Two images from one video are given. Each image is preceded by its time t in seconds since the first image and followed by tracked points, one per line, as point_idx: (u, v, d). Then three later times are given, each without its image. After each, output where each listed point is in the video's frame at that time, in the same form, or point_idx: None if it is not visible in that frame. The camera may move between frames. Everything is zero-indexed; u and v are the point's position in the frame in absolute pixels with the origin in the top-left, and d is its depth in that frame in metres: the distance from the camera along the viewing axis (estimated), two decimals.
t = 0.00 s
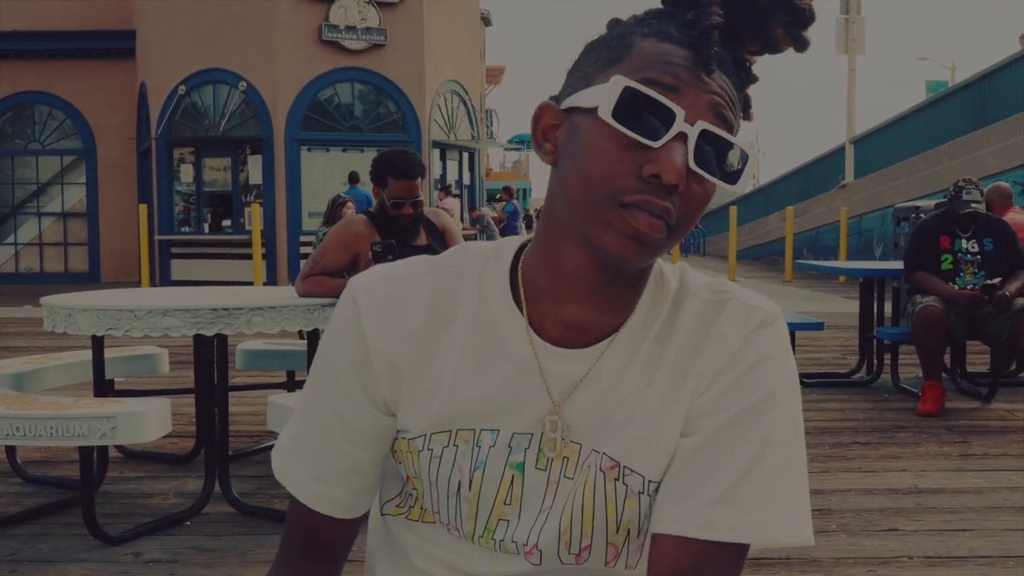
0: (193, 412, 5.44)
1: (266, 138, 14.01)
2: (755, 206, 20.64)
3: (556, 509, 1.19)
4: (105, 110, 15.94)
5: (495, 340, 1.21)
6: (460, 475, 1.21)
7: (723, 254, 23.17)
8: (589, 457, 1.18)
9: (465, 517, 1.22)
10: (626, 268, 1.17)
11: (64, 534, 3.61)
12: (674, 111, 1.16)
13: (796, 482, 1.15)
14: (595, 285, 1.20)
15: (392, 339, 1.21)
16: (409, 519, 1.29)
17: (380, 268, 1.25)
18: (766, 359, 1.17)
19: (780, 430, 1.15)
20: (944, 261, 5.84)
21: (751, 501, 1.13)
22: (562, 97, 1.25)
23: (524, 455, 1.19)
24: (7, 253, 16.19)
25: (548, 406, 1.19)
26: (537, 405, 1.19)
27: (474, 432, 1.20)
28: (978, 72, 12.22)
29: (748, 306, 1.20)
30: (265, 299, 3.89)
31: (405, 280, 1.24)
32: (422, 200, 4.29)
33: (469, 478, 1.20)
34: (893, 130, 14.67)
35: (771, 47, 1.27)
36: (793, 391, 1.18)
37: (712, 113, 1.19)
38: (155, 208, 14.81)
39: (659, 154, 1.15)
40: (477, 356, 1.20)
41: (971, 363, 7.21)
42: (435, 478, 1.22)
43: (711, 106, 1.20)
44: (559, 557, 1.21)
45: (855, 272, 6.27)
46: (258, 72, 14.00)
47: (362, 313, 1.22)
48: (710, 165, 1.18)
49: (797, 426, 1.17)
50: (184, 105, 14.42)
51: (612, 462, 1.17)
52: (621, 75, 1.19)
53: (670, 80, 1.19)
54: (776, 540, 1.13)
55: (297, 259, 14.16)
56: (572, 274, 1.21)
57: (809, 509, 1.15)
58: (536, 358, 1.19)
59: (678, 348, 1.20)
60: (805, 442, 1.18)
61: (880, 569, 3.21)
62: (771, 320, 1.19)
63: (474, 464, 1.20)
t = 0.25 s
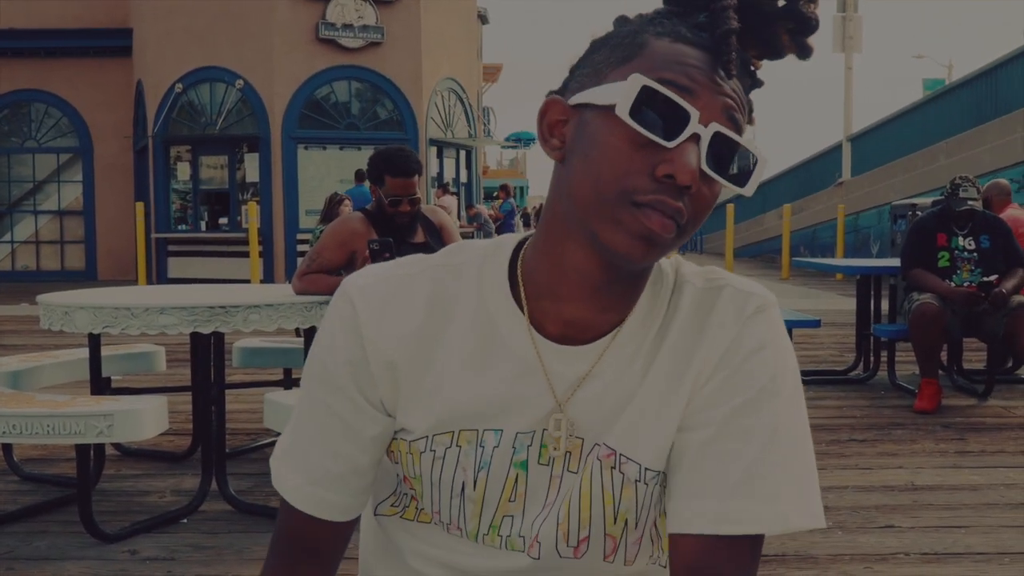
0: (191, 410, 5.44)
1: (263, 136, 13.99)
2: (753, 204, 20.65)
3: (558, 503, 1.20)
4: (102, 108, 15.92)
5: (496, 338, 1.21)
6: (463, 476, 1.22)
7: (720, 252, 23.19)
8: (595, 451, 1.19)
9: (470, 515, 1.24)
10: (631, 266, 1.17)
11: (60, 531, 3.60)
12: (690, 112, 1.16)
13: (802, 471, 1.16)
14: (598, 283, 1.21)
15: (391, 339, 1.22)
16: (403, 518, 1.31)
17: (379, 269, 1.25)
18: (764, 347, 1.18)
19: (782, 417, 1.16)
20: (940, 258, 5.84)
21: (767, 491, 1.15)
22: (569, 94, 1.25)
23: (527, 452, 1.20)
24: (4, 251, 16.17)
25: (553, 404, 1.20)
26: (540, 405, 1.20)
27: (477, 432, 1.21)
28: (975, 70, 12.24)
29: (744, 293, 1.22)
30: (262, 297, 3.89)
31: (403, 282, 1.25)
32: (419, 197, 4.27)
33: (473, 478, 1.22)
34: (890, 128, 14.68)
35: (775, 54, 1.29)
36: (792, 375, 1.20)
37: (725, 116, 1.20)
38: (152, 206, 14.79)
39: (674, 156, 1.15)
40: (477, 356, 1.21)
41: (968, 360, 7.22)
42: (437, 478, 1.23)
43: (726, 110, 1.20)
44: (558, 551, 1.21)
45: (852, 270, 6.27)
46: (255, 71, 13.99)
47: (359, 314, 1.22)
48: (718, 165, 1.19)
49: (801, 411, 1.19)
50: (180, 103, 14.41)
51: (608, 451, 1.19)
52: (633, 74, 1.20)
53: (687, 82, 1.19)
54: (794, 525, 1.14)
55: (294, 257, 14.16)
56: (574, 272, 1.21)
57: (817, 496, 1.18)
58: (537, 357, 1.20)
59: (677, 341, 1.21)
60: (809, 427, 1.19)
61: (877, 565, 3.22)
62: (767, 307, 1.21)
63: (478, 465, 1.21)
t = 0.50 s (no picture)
0: (190, 409, 5.44)
1: (262, 135, 13.99)
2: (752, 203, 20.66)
3: (564, 508, 1.22)
4: (101, 107, 15.91)
5: (499, 341, 1.22)
6: (468, 481, 1.23)
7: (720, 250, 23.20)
8: (600, 456, 1.20)
9: (473, 521, 1.25)
10: (638, 273, 1.18)
11: (60, 531, 3.60)
12: (697, 117, 1.16)
13: (807, 478, 1.17)
14: (605, 288, 1.21)
15: (393, 344, 1.22)
16: (405, 520, 1.32)
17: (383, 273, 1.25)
18: (769, 352, 1.19)
19: (788, 424, 1.17)
20: (939, 257, 5.85)
21: (774, 496, 1.16)
22: (573, 97, 1.25)
23: (531, 458, 1.21)
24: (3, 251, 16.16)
25: (557, 410, 1.21)
26: (544, 410, 1.20)
27: (480, 438, 1.22)
28: (973, 68, 12.25)
29: (748, 296, 1.22)
30: (261, 296, 3.89)
31: (404, 284, 1.25)
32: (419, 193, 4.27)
33: (478, 483, 1.23)
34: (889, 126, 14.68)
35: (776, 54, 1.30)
36: (796, 378, 1.20)
37: (732, 120, 1.20)
38: (151, 206, 14.79)
39: (681, 161, 1.15)
40: (480, 359, 1.22)
41: (967, 358, 7.23)
42: (440, 484, 1.25)
43: (733, 114, 1.20)
44: (561, 556, 1.22)
45: (851, 268, 6.28)
46: (253, 70, 13.98)
47: (360, 318, 1.22)
48: (725, 170, 1.19)
49: (806, 416, 1.20)
50: (179, 103, 14.40)
51: (612, 456, 1.20)
52: (636, 78, 1.20)
53: (695, 86, 1.19)
54: (801, 530, 1.15)
55: (293, 256, 14.16)
56: (578, 277, 1.22)
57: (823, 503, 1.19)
58: (542, 362, 1.21)
59: (682, 344, 1.22)
60: (814, 430, 1.20)
61: (876, 563, 3.22)
62: (772, 310, 1.21)
63: (482, 470, 1.22)
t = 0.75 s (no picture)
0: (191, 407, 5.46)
1: (262, 134, 14.00)
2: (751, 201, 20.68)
3: (569, 507, 1.24)
4: (101, 106, 15.93)
5: (502, 341, 1.24)
6: (471, 481, 1.25)
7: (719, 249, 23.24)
8: (603, 456, 1.23)
9: (476, 521, 1.27)
10: (643, 276, 1.20)
11: (62, 529, 3.62)
12: (706, 119, 1.18)
13: (812, 479, 1.19)
14: (609, 291, 1.23)
15: (397, 345, 1.24)
16: (406, 518, 1.35)
17: (386, 272, 1.27)
18: (772, 352, 1.21)
19: (790, 424, 1.19)
20: (937, 255, 5.87)
21: (773, 497, 1.17)
22: (577, 97, 1.27)
23: (535, 458, 1.24)
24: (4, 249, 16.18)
25: (562, 412, 1.23)
26: (549, 412, 1.23)
27: (484, 439, 1.24)
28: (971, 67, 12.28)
29: (750, 296, 1.25)
30: (261, 294, 3.91)
31: (407, 284, 1.27)
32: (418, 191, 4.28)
33: (482, 484, 1.25)
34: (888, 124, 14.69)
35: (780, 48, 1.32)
36: (800, 376, 1.22)
37: (740, 122, 1.22)
38: (151, 204, 14.80)
39: (691, 164, 1.18)
40: (483, 361, 1.24)
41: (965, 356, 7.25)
42: (444, 483, 1.27)
43: (741, 116, 1.23)
44: (562, 555, 1.25)
45: (849, 266, 6.30)
46: (254, 68, 14.00)
47: (363, 317, 1.24)
48: (732, 172, 1.21)
49: (810, 416, 1.21)
50: (179, 101, 14.42)
51: (614, 457, 1.23)
52: (642, 79, 1.22)
53: (703, 89, 1.21)
54: (803, 531, 1.17)
55: (293, 254, 14.18)
56: (582, 279, 1.24)
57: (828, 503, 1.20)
58: (546, 363, 1.23)
59: (684, 344, 1.24)
60: (817, 428, 1.22)
61: (874, 561, 3.24)
62: (775, 310, 1.24)
63: (486, 471, 1.25)
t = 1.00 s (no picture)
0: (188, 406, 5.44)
1: (260, 132, 13.97)
2: (750, 200, 20.66)
3: (570, 509, 1.23)
4: (98, 104, 15.90)
5: (501, 343, 1.22)
6: (472, 485, 1.24)
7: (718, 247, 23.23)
8: (605, 457, 1.22)
9: (478, 524, 1.26)
10: (647, 280, 1.18)
11: (58, 528, 3.61)
12: (710, 120, 1.16)
13: (817, 482, 1.17)
14: (611, 293, 1.22)
15: (394, 350, 1.22)
16: (406, 521, 1.33)
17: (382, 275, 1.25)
18: (777, 349, 1.19)
19: (793, 423, 1.17)
20: (937, 253, 5.86)
21: (775, 497, 1.16)
22: (577, 97, 1.25)
23: (536, 461, 1.22)
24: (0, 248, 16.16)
25: (563, 414, 1.22)
26: (550, 414, 1.21)
27: (485, 443, 1.22)
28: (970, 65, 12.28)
29: (751, 293, 1.23)
30: (258, 292, 3.89)
31: (405, 286, 1.25)
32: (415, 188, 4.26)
33: (483, 488, 1.24)
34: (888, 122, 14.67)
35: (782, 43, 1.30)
36: (802, 372, 1.21)
37: (744, 122, 1.21)
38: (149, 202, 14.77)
39: (695, 164, 1.16)
40: (482, 364, 1.22)
41: (964, 355, 7.23)
42: (445, 488, 1.25)
43: (744, 116, 1.21)
44: (562, 556, 1.24)
45: (849, 265, 6.28)
46: (251, 66, 13.96)
47: (360, 320, 1.22)
48: (738, 171, 1.20)
49: (812, 413, 1.20)
50: (176, 99, 14.39)
51: (614, 457, 1.21)
52: (643, 81, 1.20)
53: (708, 90, 1.19)
54: (806, 530, 1.15)
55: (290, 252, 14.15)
56: (583, 280, 1.23)
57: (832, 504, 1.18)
58: (547, 366, 1.21)
59: (686, 344, 1.22)
60: (820, 425, 1.20)
61: (873, 560, 3.22)
62: (778, 306, 1.22)
63: (488, 475, 1.23)
